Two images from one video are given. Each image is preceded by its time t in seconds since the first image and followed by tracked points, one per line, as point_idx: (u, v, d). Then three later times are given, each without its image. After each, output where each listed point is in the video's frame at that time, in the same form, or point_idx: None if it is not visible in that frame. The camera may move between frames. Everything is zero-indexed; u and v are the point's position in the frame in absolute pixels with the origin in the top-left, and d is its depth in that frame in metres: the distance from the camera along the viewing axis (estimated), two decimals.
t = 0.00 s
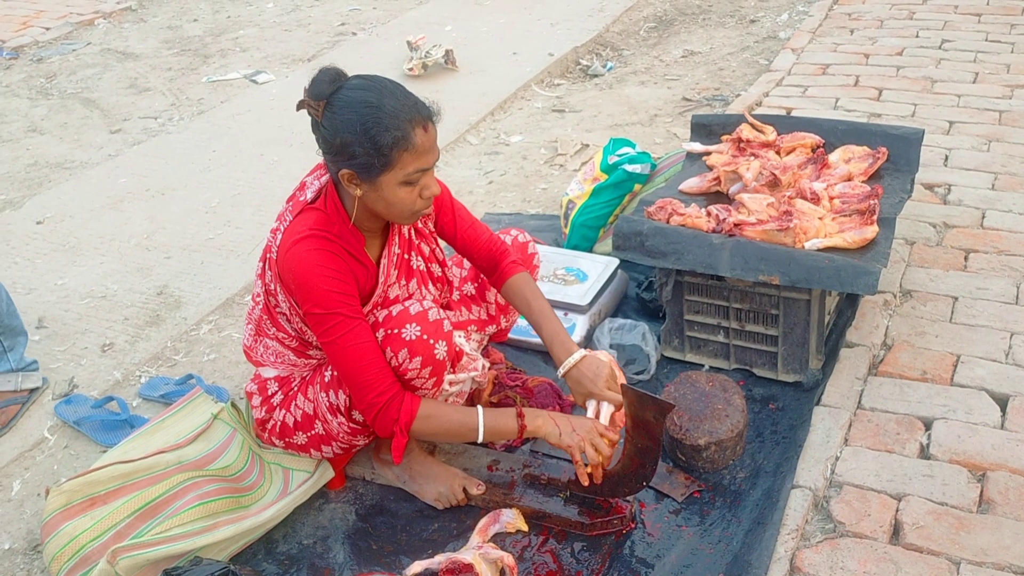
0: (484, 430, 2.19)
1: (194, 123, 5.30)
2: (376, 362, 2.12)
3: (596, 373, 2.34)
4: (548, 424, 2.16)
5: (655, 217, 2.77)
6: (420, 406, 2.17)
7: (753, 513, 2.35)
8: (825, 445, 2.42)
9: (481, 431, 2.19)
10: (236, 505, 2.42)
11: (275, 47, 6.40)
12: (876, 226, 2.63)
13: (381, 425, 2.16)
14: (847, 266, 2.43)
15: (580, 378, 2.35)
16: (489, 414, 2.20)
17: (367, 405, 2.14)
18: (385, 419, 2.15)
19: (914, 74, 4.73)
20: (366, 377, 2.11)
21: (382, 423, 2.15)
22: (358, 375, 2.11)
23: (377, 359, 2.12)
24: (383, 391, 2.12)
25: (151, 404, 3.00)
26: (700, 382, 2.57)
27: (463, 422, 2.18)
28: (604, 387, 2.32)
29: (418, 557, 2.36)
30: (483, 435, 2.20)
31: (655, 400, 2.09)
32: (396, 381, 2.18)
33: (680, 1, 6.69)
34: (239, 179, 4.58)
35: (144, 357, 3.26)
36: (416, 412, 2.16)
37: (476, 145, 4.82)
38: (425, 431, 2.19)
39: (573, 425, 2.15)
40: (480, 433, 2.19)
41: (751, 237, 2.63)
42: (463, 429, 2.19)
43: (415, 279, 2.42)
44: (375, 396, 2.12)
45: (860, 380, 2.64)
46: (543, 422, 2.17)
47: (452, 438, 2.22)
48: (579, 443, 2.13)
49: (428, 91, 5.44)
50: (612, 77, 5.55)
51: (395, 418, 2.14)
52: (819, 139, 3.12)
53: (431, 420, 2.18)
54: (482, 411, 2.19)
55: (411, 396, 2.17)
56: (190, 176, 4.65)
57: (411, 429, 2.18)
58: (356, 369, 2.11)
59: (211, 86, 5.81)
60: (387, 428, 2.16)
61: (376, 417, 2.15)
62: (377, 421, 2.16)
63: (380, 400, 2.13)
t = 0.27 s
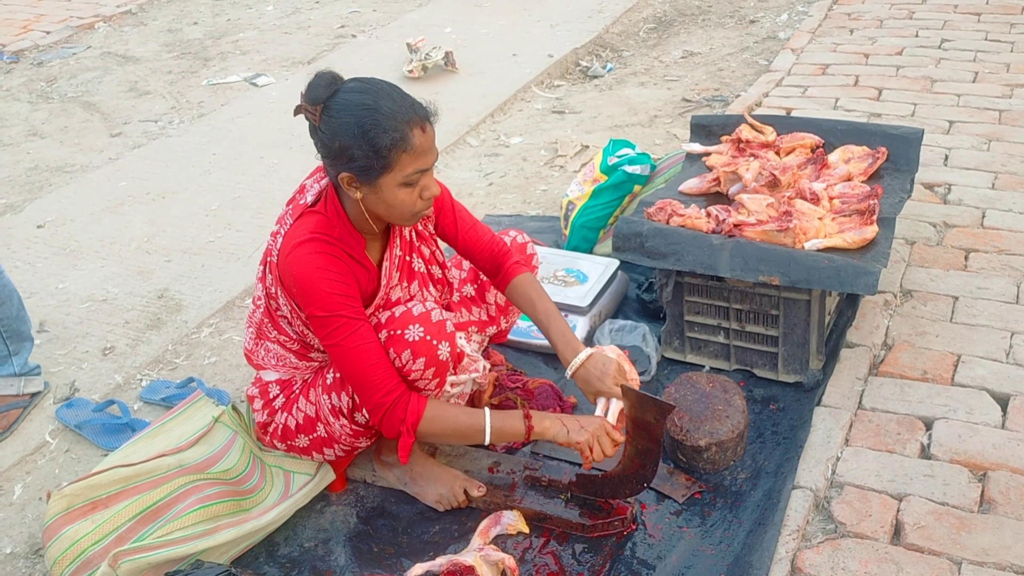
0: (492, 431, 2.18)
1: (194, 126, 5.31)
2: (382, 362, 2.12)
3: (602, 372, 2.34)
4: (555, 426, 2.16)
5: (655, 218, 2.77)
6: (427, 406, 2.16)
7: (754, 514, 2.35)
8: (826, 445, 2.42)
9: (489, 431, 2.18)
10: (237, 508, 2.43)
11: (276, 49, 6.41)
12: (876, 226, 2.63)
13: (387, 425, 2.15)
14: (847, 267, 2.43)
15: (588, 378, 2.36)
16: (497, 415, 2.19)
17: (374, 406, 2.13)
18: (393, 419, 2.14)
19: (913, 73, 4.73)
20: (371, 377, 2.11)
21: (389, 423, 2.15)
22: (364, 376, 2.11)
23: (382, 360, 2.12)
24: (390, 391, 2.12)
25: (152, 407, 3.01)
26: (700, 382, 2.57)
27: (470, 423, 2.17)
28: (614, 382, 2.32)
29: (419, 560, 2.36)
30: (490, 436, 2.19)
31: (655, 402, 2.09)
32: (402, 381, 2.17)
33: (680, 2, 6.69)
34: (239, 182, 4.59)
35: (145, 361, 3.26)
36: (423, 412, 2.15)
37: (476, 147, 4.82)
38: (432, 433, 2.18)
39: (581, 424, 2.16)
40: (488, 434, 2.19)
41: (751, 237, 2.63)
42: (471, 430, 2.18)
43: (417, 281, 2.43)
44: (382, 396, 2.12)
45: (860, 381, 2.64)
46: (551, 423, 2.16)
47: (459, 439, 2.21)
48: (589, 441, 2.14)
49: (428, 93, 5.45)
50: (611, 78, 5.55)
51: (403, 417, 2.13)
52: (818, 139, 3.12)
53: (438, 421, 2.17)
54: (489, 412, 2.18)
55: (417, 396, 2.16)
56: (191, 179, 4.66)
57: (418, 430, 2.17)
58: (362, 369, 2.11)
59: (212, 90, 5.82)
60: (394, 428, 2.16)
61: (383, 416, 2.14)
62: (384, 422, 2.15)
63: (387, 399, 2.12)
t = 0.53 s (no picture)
0: (503, 434, 2.15)
1: (194, 128, 5.32)
2: (391, 364, 2.11)
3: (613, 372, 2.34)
4: (567, 428, 2.14)
5: (655, 217, 2.77)
6: (437, 408, 2.14)
7: (754, 513, 2.35)
8: (826, 444, 2.42)
9: (501, 434, 2.16)
10: (238, 510, 2.43)
11: (275, 51, 6.42)
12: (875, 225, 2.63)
13: (396, 426, 2.13)
14: (846, 265, 2.42)
15: (600, 378, 2.35)
16: (508, 417, 2.17)
17: (383, 408, 2.12)
18: (402, 421, 2.12)
19: (913, 72, 4.73)
20: (381, 378, 2.10)
21: (399, 425, 2.13)
22: (373, 378, 2.10)
23: (392, 361, 2.11)
24: (399, 392, 2.11)
25: (152, 409, 3.01)
26: (700, 382, 2.57)
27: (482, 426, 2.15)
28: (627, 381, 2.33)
29: (419, 561, 2.36)
30: (502, 438, 2.16)
31: (655, 400, 2.09)
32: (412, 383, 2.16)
33: (679, 2, 6.69)
34: (239, 184, 4.59)
35: (145, 363, 3.26)
36: (433, 413, 2.13)
37: (475, 147, 4.82)
38: (443, 433, 2.15)
39: (593, 425, 2.14)
40: (500, 436, 2.16)
41: (751, 236, 2.62)
42: (482, 432, 2.15)
43: (424, 285, 2.41)
44: (391, 398, 2.11)
45: (860, 380, 2.64)
46: (562, 426, 2.14)
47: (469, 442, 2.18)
48: (602, 442, 2.13)
49: (427, 94, 5.45)
50: (611, 78, 5.55)
51: (413, 419, 2.12)
52: (818, 138, 3.11)
53: (449, 423, 2.14)
54: (500, 415, 2.16)
55: (428, 397, 2.14)
56: (191, 181, 4.66)
57: (429, 432, 2.15)
58: (371, 371, 2.10)
59: (212, 92, 5.82)
60: (403, 430, 2.14)
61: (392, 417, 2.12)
62: (393, 424, 2.14)
63: (396, 401, 2.11)
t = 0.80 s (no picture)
0: (512, 444, 2.14)
1: (193, 129, 5.31)
2: (399, 365, 2.10)
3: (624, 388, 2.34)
4: (573, 444, 2.15)
5: (652, 218, 2.77)
6: (447, 411, 2.13)
7: (753, 514, 2.35)
8: (824, 445, 2.42)
9: (509, 444, 2.14)
10: (236, 512, 2.43)
11: (273, 52, 6.42)
12: (873, 225, 2.63)
13: (406, 426, 2.12)
14: (844, 265, 2.43)
15: (608, 391, 2.36)
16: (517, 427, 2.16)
17: (393, 408, 2.11)
18: (411, 422, 2.11)
19: (911, 72, 4.74)
20: (388, 378, 2.09)
21: (409, 425, 2.12)
22: (381, 379, 2.09)
23: (399, 362, 2.10)
24: (409, 393, 2.10)
25: (151, 411, 3.01)
26: (699, 383, 2.57)
27: (490, 433, 2.14)
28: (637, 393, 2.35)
29: (418, 562, 2.36)
30: (511, 448, 2.15)
31: (653, 402, 2.10)
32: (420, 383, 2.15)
33: (677, 2, 6.69)
34: (238, 185, 4.59)
35: (143, 365, 3.26)
36: (443, 415, 2.12)
37: (473, 148, 4.82)
38: (450, 437, 2.14)
39: (600, 438, 2.17)
40: (508, 446, 2.14)
41: (748, 237, 2.63)
42: (491, 440, 2.14)
43: (430, 289, 2.43)
44: (400, 399, 2.10)
45: (858, 380, 2.64)
46: (569, 440, 2.15)
47: (476, 448, 2.17)
48: (609, 455, 2.16)
49: (425, 95, 5.45)
50: (609, 79, 5.56)
51: (424, 418, 2.11)
52: (815, 138, 3.11)
53: (459, 427, 2.13)
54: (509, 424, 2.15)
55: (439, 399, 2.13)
56: (189, 182, 4.66)
57: (438, 432, 2.14)
58: (380, 371, 2.09)
59: (210, 93, 5.82)
60: (412, 430, 2.13)
61: (400, 418, 2.11)
62: (402, 424, 2.12)
63: (406, 401, 2.10)
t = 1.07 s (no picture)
0: (497, 421, 2.14)
1: (190, 129, 5.31)
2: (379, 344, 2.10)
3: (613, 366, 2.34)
4: (562, 416, 2.13)
5: (650, 219, 2.77)
6: (431, 388, 2.13)
7: (750, 514, 2.36)
8: (821, 445, 2.42)
9: (495, 421, 2.14)
10: (233, 512, 2.42)
11: (271, 52, 6.41)
12: (870, 226, 2.64)
13: (390, 408, 2.12)
14: (841, 265, 2.43)
15: (598, 371, 2.36)
16: (504, 404, 2.15)
17: (375, 386, 2.10)
18: (395, 400, 2.10)
19: (908, 73, 4.74)
20: (368, 363, 2.09)
21: (393, 402, 2.11)
22: (363, 359, 2.09)
23: (378, 343, 2.10)
24: (390, 369, 2.09)
25: (147, 411, 3.01)
26: (697, 383, 2.57)
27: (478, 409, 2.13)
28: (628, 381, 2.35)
29: (416, 562, 2.36)
30: (497, 424, 2.14)
31: (651, 401, 2.10)
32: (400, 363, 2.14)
33: (674, 3, 6.70)
34: (235, 185, 4.58)
35: (141, 365, 3.26)
36: (427, 393, 2.12)
37: (471, 149, 4.82)
38: (439, 415, 2.14)
39: (590, 412, 2.15)
40: (495, 422, 2.14)
41: (745, 237, 2.63)
42: (477, 415, 2.13)
43: (404, 278, 2.42)
44: (382, 376, 2.09)
45: (855, 380, 2.65)
46: (558, 414, 2.14)
47: (462, 425, 2.16)
48: (599, 427, 2.14)
49: (423, 95, 5.45)
50: (606, 80, 5.56)
51: (406, 395, 2.10)
52: (812, 139, 3.12)
53: (444, 403, 2.13)
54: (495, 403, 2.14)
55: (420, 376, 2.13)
56: (186, 182, 4.65)
57: (422, 410, 2.13)
58: (360, 351, 2.09)
59: (207, 93, 5.82)
60: (397, 409, 2.11)
61: (382, 402, 2.11)
62: (386, 403, 2.11)
63: (389, 378, 2.09)
